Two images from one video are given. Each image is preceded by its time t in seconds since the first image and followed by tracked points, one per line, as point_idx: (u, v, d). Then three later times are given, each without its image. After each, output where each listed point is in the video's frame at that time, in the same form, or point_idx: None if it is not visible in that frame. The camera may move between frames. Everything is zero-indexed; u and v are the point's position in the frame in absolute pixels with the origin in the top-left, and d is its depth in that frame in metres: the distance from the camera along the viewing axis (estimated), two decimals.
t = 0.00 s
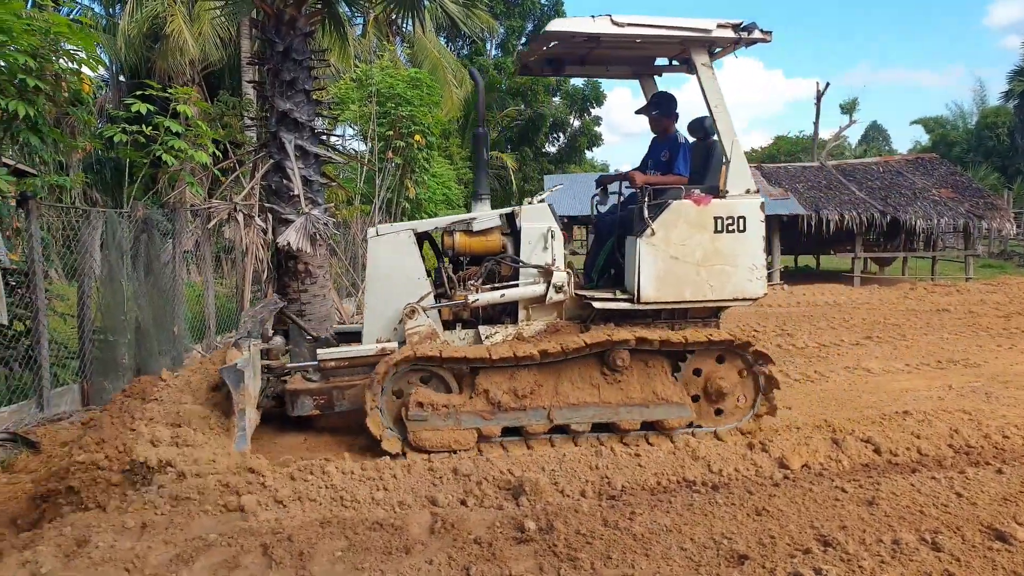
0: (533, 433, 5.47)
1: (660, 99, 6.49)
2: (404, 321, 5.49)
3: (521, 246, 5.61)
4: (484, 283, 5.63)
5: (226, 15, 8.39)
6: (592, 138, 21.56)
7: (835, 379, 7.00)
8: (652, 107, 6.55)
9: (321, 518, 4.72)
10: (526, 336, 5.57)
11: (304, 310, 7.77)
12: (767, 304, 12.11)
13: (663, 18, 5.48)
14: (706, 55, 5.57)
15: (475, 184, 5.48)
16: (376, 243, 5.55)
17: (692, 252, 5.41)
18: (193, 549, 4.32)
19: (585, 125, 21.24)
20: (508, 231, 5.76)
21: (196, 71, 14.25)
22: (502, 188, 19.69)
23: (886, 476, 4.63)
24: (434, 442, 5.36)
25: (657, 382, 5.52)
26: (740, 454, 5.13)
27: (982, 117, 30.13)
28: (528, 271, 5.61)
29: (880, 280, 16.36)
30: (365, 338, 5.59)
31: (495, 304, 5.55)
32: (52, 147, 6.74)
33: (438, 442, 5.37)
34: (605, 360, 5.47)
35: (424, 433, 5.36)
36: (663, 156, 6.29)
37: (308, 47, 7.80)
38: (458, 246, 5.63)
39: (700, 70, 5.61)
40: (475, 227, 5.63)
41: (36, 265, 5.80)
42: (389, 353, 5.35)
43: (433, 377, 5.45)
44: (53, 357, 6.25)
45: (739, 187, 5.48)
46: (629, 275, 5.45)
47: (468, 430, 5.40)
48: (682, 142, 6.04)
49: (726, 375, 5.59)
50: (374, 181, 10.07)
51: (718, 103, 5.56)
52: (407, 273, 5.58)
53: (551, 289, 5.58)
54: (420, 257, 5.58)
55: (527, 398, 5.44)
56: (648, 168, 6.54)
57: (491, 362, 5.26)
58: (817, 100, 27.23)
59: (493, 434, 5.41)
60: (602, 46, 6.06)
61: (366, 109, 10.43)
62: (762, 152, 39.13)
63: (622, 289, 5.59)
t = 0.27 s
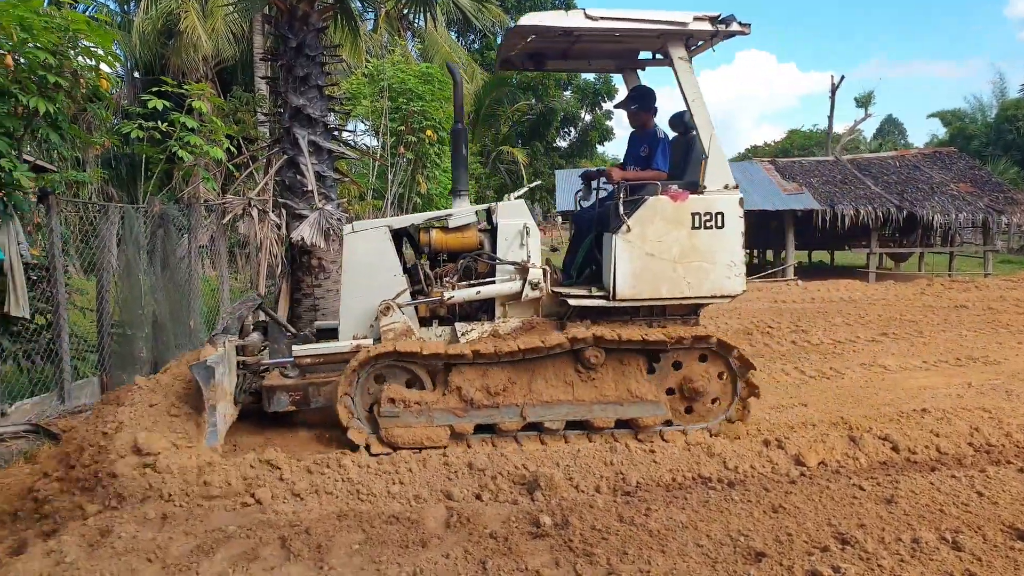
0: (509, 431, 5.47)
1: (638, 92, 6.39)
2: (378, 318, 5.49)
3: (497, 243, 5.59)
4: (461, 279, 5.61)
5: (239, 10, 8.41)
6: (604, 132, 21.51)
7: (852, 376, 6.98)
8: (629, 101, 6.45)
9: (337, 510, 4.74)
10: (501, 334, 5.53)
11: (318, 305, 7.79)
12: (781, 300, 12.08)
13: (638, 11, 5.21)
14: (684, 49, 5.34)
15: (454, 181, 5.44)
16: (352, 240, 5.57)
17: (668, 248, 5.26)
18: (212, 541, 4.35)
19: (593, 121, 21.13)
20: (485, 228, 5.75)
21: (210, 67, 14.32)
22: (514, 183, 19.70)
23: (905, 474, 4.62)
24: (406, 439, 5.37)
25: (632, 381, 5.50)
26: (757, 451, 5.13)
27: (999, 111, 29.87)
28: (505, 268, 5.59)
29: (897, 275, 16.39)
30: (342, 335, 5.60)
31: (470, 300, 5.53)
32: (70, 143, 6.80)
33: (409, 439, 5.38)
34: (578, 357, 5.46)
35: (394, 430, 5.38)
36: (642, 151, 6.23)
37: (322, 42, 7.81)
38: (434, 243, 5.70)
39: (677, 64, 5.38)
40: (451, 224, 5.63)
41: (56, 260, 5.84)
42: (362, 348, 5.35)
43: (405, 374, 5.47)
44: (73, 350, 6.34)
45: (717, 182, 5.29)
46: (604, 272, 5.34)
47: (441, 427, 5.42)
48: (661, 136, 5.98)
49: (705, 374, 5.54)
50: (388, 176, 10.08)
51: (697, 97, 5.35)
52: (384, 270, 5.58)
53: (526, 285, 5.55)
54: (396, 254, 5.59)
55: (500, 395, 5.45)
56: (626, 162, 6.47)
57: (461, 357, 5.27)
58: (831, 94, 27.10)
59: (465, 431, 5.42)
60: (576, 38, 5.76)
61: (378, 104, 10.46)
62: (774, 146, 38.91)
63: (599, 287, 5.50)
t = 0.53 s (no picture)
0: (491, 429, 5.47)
1: (628, 85, 6.23)
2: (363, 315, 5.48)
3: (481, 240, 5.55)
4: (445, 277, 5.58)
5: (264, 8, 8.47)
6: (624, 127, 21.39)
7: (881, 374, 6.90)
8: (618, 94, 6.28)
9: (362, 505, 4.75)
10: (485, 331, 5.49)
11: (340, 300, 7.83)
12: (807, 297, 11.96)
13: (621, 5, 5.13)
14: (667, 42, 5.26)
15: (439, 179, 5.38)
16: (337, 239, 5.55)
17: (653, 244, 5.19)
18: (239, 534, 4.39)
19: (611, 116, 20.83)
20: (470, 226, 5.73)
21: (234, 65, 14.43)
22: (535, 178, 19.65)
23: (936, 475, 4.55)
24: (387, 436, 5.38)
25: (615, 378, 5.49)
26: (783, 450, 5.08)
27: None
28: (490, 266, 5.56)
29: (926, 271, 16.15)
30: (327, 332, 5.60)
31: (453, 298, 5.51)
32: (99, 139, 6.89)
33: (391, 436, 5.39)
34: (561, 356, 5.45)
35: (375, 427, 5.40)
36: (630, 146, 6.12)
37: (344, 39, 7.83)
38: (419, 240, 5.66)
39: (660, 58, 5.30)
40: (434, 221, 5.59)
41: (86, 254, 5.91)
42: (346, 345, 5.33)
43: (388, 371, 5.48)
44: (102, 344, 6.44)
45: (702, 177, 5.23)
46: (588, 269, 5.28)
47: (421, 424, 5.43)
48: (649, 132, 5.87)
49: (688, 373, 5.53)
50: (410, 173, 10.09)
51: (681, 92, 5.28)
52: (369, 267, 5.56)
53: (510, 283, 5.51)
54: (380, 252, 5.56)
55: (481, 393, 5.44)
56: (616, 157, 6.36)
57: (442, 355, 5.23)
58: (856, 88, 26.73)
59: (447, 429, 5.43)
60: (568, 36, 5.72)
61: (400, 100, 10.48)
62: (798, 140, 38.48)
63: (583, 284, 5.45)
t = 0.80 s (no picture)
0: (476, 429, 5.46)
1: (619, 85, 6.08)
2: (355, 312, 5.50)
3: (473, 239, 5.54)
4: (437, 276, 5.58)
5: (293, 10, 8.58)
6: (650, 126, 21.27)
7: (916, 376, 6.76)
8: (610, 94, 6.14)
9: (388, 503, 4.77)
10: (476, 330, 5.46)
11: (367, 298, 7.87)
12: (838, 298, 11.78)
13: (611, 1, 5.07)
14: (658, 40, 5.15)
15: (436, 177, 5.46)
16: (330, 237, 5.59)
17: (643, 243, 5.13)
18: (266, 530, 4.42)
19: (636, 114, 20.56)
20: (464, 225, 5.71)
21: (265, 66, 14.61)
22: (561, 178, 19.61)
23: (974, 480, 4.45)
24: (373, 434, 5.39)
25: (603, 379, 5.45)
26: (815, 452, 4.99)
27: None
28: (481, 265, 5.54)
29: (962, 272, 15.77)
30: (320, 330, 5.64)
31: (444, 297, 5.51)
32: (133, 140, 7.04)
33: (377, 434, 5.40)
34: (549, 355, 5.42)
35: (361, 424, 5.41)
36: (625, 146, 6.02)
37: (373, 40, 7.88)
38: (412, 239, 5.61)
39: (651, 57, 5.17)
40: (426, 220, 5.58)
41: (120, 253, 6.07)
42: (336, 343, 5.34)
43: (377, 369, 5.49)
44: (135, 341, 6.57)
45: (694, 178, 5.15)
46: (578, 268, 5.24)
47: (408, 423, 5.44)
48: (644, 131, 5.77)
49: (677, 376, 5.50)
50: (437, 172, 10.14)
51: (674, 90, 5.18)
52: (362, 265, 5.59)
53: (500, 282, 5.49)
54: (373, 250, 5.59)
55: (467, 393, 5.42)
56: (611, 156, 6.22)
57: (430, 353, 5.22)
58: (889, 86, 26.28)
59: (433, 428, 5.43)
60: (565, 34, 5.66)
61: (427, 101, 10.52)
62: (829, 140, 37.95)
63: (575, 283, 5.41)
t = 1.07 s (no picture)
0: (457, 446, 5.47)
1: (608, 104, 6.14)
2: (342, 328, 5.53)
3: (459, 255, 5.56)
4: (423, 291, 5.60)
5: (318, 31, 8.76)
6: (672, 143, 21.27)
7: (946, 393, 6.63)
8: (600, 112, 6.19)
9: (407, 521, 4.76)
10: (461, 346, 5.47)
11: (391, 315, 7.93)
12: (864, 314, 11.62)
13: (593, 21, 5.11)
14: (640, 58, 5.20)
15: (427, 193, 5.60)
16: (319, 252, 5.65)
17: (625, 261, 5.12)
18: (286, 547, 4.43)
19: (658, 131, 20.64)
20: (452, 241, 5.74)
21: (291, 86, 14.87)
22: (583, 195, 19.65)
23: (1005, 500, 4.34)
24: (354, 450, 5.42)
25: (584, 398, 5.43)
26: (842, 471, 4.91)
27: None
28: (467, 281, 5.56)
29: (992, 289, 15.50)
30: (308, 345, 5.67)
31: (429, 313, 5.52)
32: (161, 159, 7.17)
33: (358, 451, 5.42)
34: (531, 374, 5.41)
35: (343, 440, 5.44)
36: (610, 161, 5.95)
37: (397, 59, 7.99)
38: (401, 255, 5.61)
39: (632, 74, 5.25)
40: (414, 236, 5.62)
41: (149, 270, 6.14)
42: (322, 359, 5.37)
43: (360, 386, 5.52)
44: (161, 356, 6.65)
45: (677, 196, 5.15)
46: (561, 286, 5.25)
47: (389, 440, 5.46)
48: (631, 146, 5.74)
49: (659, 395, 5.47)
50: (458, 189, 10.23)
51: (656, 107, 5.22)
52: (350, 281, 5.64)
53: (486, 298, 5.49)
54: (360, 265, 5.63)
55: (448, 410, 5.41)
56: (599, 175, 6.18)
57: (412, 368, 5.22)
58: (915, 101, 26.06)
59: (414, 445, 5.44)
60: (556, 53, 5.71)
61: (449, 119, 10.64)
62: (854, 156, 37.62)
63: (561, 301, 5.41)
